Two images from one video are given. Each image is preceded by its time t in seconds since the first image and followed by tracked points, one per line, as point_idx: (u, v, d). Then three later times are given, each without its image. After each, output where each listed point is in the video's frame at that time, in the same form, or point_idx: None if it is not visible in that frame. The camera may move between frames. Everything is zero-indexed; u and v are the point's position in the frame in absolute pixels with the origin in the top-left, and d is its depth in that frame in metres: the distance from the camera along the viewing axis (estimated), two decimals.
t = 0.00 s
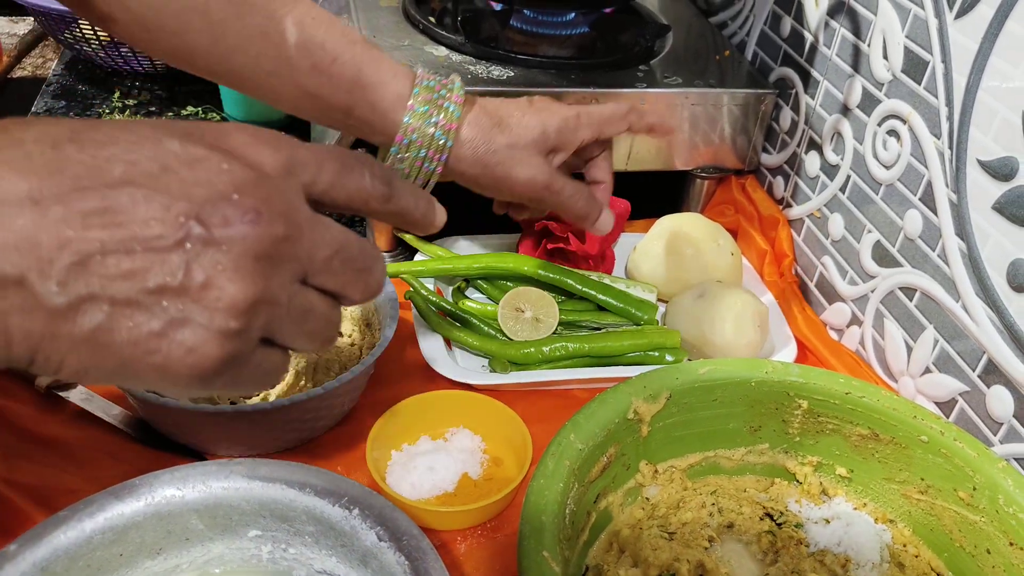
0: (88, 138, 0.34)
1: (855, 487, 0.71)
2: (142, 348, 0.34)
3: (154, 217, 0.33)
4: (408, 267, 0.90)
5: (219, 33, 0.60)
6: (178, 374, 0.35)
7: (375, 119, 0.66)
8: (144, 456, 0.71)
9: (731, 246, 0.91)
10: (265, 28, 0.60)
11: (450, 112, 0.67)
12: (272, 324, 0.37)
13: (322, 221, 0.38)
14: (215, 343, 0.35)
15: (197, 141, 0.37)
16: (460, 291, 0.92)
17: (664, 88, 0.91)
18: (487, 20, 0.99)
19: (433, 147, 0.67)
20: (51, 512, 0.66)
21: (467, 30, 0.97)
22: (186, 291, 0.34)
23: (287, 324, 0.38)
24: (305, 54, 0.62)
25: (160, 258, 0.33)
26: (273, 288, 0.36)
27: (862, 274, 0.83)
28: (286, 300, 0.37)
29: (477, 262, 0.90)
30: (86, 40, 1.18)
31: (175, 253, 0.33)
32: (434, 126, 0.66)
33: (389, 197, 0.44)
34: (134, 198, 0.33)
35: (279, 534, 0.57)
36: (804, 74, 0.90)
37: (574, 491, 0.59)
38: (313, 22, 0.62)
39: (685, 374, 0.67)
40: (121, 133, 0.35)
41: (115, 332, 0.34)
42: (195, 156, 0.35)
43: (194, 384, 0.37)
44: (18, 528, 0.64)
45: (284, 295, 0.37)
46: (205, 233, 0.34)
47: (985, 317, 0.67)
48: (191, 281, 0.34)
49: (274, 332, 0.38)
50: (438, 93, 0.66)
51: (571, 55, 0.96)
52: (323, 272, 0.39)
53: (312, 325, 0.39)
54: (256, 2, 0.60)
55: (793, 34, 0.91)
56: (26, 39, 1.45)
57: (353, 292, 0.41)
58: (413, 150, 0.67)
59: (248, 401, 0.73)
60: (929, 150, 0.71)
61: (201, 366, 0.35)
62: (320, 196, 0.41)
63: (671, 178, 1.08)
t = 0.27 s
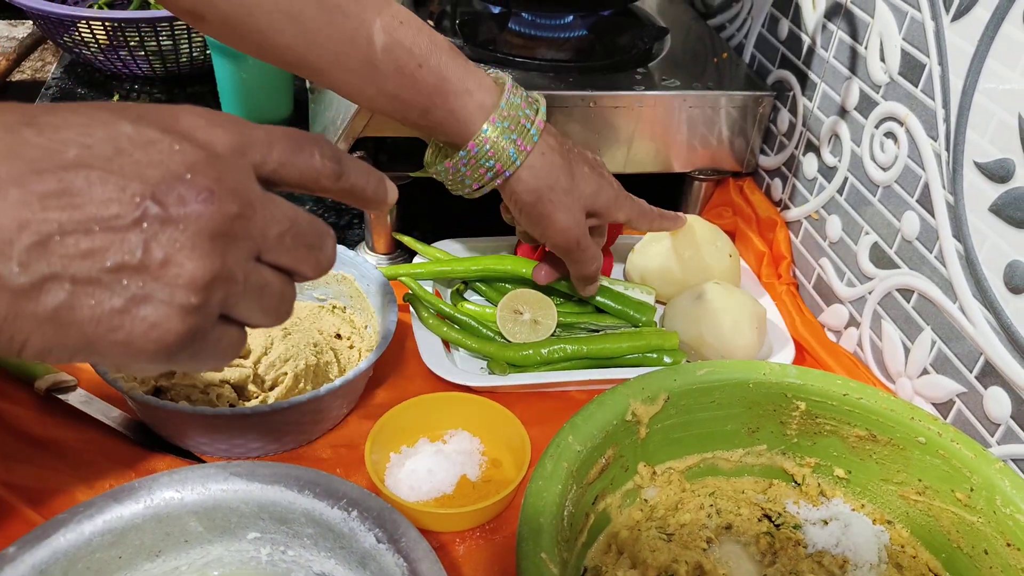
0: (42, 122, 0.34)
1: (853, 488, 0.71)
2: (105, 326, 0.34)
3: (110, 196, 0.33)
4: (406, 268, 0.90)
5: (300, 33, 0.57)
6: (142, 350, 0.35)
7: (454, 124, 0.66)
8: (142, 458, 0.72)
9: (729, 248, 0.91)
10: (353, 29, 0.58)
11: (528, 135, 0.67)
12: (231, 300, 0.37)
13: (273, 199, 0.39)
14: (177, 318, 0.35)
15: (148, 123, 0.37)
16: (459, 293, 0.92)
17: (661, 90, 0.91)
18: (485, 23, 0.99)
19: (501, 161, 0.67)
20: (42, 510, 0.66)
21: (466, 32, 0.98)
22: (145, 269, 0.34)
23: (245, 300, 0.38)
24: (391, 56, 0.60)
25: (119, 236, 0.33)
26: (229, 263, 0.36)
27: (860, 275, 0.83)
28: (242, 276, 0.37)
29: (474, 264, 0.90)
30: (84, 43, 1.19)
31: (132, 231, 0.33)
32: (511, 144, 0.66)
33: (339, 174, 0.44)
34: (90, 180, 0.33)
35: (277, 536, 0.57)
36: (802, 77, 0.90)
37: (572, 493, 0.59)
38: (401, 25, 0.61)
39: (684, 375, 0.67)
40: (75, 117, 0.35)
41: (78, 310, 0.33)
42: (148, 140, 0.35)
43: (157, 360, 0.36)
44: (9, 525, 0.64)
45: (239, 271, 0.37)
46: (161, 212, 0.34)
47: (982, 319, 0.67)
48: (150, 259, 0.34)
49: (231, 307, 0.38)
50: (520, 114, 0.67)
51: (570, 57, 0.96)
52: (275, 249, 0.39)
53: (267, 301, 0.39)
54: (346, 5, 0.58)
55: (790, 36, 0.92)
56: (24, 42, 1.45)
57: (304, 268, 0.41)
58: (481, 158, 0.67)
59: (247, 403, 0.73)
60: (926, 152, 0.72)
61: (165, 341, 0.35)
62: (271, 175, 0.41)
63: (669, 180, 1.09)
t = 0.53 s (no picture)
0: (35, 147, 0.34)
1: (852, 488, 0.71)
2: (101, 345, 0.34)
3: (107, 221, 0.33)
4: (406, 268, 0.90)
5: (303, 50, 0.56)
6: (137, 367, 0.35)
7: (449, 148, 0.66)
8: (142, 458, 0.72)
9: (727, 249, 0.91)
10: (355, 50, 0.58)
11: (522, 161, 0.67)
12: (219, 319, 0.38)
13: (260, 221, 0.40)
14: (171, 336, 0.36)
15: (139, 147, 0.37)
16: (458, 293, 0.92)
17: (660, 91, 0.91)
18: (485, 24, 0.99)
19: (496, 187, 0.68)
20: (45, 511, 0.66)
21: (466, 34, 0.98)
22: (140, 291, 0.34)
23: (231, 317, 0.39)
24: (390, 79, 0.60)
25: (114, 260, 0.34)
26: (220, 284, 0.37)
27: (859, 276, 0.83)
28: (230, 295, 0.38)
29: (473, 265, 0.90)
30: (84, 44, 1.19)
31: (128, 255, 0.34)
32: (504, 170, 0.67)
33: (321, 195, 0.44)
34: (86, 206, 0.33)
35: (277, 536, 0.57)
36: (801, 78, 0.90)
37: (571, 493, 0.59)
38: (400, 49, 0.60)
39: (683, 376, 0.67)
40: (67, 142, 0.35)
41: (76, 330, 0.34)
42: (141, 165, 0.35)
43: (146, 378, 0.37)
44: (12, 526, 0.64)
45: (228, 290, 0.38)
46: (156, 236, 0.34)
47: (981, 319, 0.67)
48: (146, 281, 0.34)
49: (220, 325, 0.39)
50: (515, 139, 0.67)
51: (569, 58, 0.96)
52: (262, 269, 0.40)
53: (252, 317, 0.40)
54: (351, 21, 0.57)
55: (789, 37, 0.92)
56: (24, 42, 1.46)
57: (287, 289, 0.42)
58: (475, 183, 0.68)
59: (247, 403, 0.73)
60: (925, 153, 0.72)
61: (159, 359, 0.36)
62: (258, 198, 0.41)
63: (669, 180, 1.09)
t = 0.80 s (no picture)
0: (28, 148, 0.33)
1: (847, 486, 0.71)
2: (94, 346, 0.34)
3: (99, 222, 0.33)
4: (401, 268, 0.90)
5: (297, 48, 0.56)
6: (130, 367, 0.35)
7: (449, 144, 0.66)
8: (138, 458, 0.71)
9: (723, 247, 0.91)
10: (350, 46, 0.58)
11: (521, 160, 0.67)
12: (212, 318, 0.38)
13: (253, 222, 0.40)
14: (165, 337, 0.35)
15: (132, 148, 0.37)
16: (453, 293, 0.92)
17: (656, 89, 0.91)
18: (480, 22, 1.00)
19: (494, 184, 0.67)
20: (39, 514, 0.66)
21: (461, 32, 0.98)
22: (134, 291, 0.34)
23: (224, 317, 0.39)
24: (389, 74, 0.60)
25: (108, 261, 0.34)
26: (213, 283, 0.37)
27: (854, 274, 0.83)
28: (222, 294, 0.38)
29: (467, 265, 0.90)
30: (78, 43, 1.18)
31: (121, 255, 0.34)
32: (503, 168, 0.66)
33: (312, 194, 0.44)
34: (79, 207, 0.33)
35: (270, 536, 0.56)
36: (796, 76, 0.90)
37: (566, 492, 0.59)
38: (400, 44, 0.60)
39: (678, 374, 0.67)
40: (61, 143, 0.34)
41: (69, 331, 0.33)
42: (134, 166, 0.35)
43: (141, 379, 0.37)
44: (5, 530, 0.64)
45: (221, 289, 0.38)
46: (149, 237, 0.34)
47: (975, 317, 0.67)
48: (139, 281, 0.34)
49: (212, 324, 0.39)
50: (515, 136, 0.67)
51: (564, 56, 0.96)
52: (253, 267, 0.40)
53: (243, 316, 0.40)
54: (346, 21, 0.57)
55: (784, 36, 0.92)
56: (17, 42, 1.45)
57: (276, 288, 0.43)
58: (473, 179, 0.68)
59: (241, 403, 0.72)
60: (919, 151, 0.72)
61: (152, 359, 0.35)
62: (248, 198, 0.41)
63: (664, 180, 1.09)
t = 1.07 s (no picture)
0: (5, 150, 0.34)
1: (847, 487, 0.71)
2: (77, 350, 0.34)
3: (80, 225, 0.33)
4: (400, 269, 0.90)
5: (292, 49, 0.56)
6: (113, 370, 0.35)
7: (426, 150, 0.66)
8: (137, 459, 0.72)
9: (723, 248, 0.91)
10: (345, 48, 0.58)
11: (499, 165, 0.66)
12: (196, 321, 0.38)
13: (236, 222, 0.40)
14: (148, 340, 0.35)
15: (113, 149, 0.37)
16: (453, 293, 0.92)
17: (655, 89, 0.91)
18: (479, 23, 1.00)
19: (474, 193, 0.67)
20: (40, 514, 0.66)
21: (460, 33, 0.98)
22: (116, 295, 0.34)
23: (209, 319, 0.39)
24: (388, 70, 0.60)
25: (90, 264, 0.34)
26: (196, 286, 0.37)
27: (854, 275, 0.83)
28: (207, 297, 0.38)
29: (466, 265, 0.90)
30: (78, 44, 1.18)
31: (104, 258, 0.34)
32: (480, 176, 0.66)
33: (298, 193, 0.44)
34: (57, 210, 0.33)
35: (270, 537, 0.56)
36: (796, 77, 0.90)
37: (565, 493, 0.59)
38: (378, 46, 0.60)
39: (678, 375, 0.67)
40: (37, 144, 0.35)
41: (51, 336, 0.34)
42: (112, 166, 0.35)
43: (127, 382, 0.37)
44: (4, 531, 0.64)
45: (205, 292, 0.38)
46: (131, 239, 0.34)
47: (975, 317, 0.67)
48: (121, 284, 0.34)
49: (197, 327, 0.39)
50: (492, 142, 0.66)
51: (564, 57, 0.96)
52: (238, 269, 0.40)
53: (229, 319, 0.40)
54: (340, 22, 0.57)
55: (784, 36, 0.92)
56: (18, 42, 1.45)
57: (263, 289, 0.42)
58: (452, 188, 0.68)
59: (240, 404, 0.72)
60: (919, 152, 0.72)
61: (137, 363, 0.36)
62: (233, 198, 0.41)
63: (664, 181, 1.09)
